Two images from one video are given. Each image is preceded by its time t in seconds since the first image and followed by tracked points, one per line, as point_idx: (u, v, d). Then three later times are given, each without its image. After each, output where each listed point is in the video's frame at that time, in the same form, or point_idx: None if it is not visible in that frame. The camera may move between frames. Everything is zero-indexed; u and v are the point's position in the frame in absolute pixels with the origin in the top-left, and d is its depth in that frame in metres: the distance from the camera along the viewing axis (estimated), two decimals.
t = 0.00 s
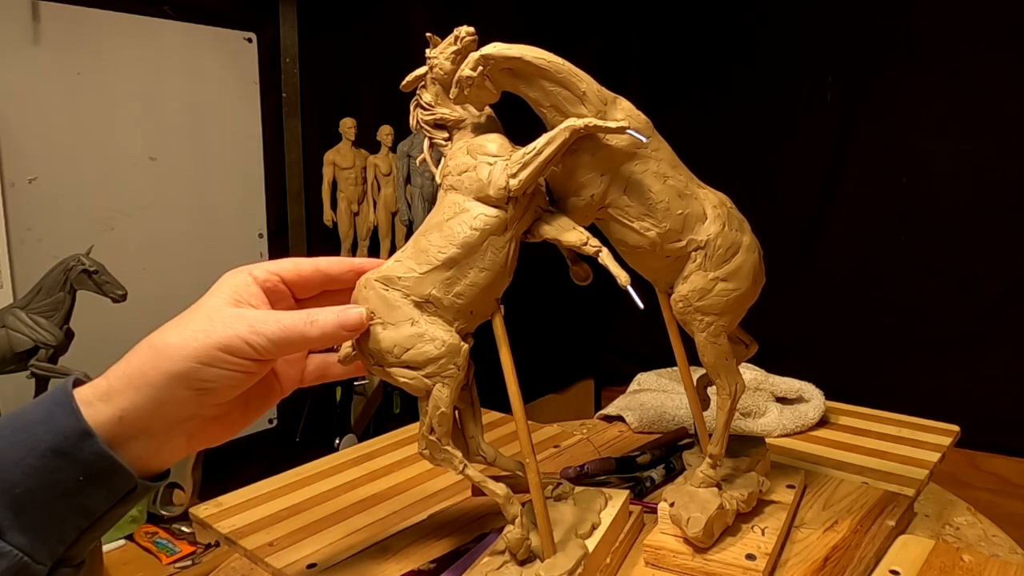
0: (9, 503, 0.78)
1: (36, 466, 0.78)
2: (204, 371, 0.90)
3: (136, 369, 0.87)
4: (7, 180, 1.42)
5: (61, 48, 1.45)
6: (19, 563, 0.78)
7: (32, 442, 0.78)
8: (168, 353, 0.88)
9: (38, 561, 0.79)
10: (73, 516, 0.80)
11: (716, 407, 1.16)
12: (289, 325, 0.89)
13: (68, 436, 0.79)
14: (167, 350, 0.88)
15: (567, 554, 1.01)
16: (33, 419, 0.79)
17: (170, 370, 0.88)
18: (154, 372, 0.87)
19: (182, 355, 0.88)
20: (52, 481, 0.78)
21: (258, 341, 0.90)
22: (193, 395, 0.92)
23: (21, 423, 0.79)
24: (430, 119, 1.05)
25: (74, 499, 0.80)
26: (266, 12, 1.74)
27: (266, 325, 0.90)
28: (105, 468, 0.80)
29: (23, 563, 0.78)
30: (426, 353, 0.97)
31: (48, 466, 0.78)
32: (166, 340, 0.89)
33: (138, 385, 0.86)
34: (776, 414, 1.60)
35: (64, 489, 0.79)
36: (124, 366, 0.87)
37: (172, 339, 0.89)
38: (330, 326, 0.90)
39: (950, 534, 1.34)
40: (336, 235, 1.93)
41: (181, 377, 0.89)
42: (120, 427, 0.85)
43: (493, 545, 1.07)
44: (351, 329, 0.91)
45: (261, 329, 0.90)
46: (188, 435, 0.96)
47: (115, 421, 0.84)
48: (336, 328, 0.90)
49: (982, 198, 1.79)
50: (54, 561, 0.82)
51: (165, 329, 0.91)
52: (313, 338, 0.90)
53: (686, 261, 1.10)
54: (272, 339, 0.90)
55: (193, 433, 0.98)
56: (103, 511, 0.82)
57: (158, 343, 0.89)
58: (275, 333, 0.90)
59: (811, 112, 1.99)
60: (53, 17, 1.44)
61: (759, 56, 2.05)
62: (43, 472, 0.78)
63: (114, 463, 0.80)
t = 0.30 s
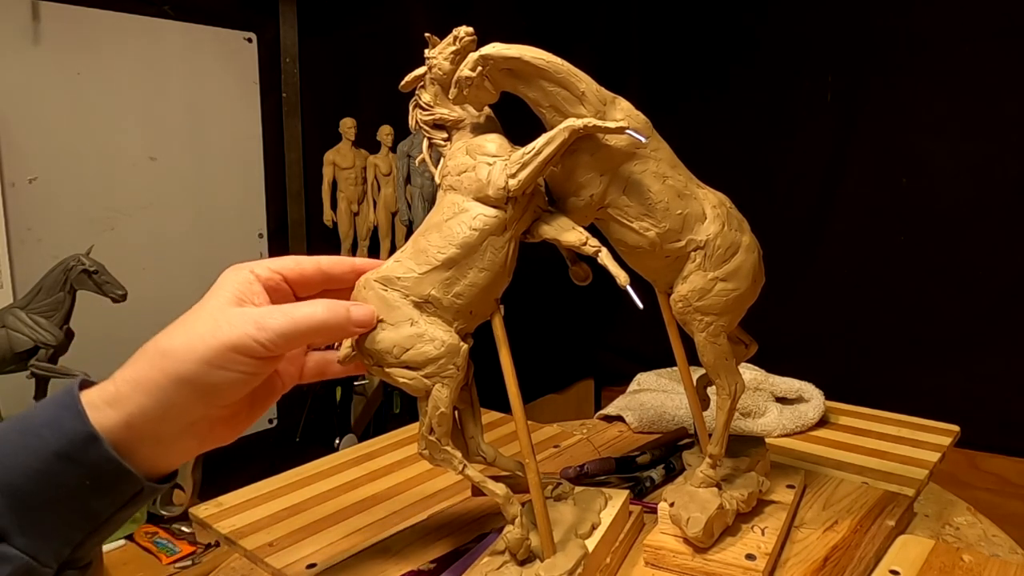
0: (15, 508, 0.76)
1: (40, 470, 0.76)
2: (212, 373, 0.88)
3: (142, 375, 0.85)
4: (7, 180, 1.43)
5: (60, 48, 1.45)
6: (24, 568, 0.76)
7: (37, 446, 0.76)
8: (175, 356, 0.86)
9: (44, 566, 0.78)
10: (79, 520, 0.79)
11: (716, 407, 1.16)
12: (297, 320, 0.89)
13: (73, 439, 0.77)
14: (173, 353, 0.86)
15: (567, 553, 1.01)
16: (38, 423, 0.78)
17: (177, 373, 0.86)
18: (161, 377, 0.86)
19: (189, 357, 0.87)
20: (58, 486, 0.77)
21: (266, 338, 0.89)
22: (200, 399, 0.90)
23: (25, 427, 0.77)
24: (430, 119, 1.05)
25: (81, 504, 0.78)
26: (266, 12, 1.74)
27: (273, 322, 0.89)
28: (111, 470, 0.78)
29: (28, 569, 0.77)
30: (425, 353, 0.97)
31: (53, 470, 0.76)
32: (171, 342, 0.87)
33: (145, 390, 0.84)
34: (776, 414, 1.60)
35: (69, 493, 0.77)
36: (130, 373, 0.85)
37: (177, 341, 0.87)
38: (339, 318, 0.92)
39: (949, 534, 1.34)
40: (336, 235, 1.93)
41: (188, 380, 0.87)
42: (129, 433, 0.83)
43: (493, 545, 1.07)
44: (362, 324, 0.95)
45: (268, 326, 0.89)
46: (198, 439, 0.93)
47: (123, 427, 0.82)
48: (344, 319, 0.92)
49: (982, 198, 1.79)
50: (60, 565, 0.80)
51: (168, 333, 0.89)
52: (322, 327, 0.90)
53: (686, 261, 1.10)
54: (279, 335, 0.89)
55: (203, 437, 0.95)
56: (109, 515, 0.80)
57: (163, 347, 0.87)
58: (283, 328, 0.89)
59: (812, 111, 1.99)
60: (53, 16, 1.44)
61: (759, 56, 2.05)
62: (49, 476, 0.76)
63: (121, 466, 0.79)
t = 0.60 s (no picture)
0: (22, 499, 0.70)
1: (48, 461, 0.71)
2: (208, 361, 0.89)
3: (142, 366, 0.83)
4: (7, 180, 1.42)
5: (61, 48, 1.45)
6: (32, 562, 0.69)
7: (47, 433, 0.71)
8: (171, 346, 0.86)
9: (51, 561, 0.71)
10: (89, 512, 0.73)
11: (716, 407, 1.16)
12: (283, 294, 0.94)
13: (85, 426, 0.72)
14: (169, 344, 0.86)
15: (567, 553, 1.01)
16: (46, 411, 0.72)
17: (176, 363, 0.86)
18: (161, 367, 0.84)
19: (185, 346, 0.87)
20: (67, 475, 0.71)
21: (256, 320, 0.92)
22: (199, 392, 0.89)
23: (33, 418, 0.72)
24: (430, 119, 1.05)
25: (92, 495, 0.72)
26: (266, 12, 1.74)
27: (260, 301, 0.93)
28: (123, 458, 0.73)
29: (34, 563, 0.70)
30: (426, 353, 0.97)
31: (62, 458, 0.71)
32: (164, 336, 0.87)
33: (147, 381, 0.82)
34: (776, 414, 1.60)
35: (80, 483, 0.72)
36: (128, 365, 0.83)
37: (172, 334, 0.87)
38: (320, 284, 0.98)
39: (950, 534, 1.34)
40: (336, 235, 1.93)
41: (190, 371, 0.87)
42: (138, 424, 0.80)
43: (493, 546, 1.07)
44: (345, 283, 1.01)
45: (257, 307, 0.92)
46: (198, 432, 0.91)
47: (128, 418, 0.79)
48: (323, 288, 0.98)
49: (982, 198, 1.79)
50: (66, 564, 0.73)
51: (159, 330, 0.88)
52: (309, 297, 0.97)
53: (687, 261, 1.10)
54: (269, 314, 0.93)
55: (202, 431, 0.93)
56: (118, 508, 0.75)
57: (157, 342, 0.86)
58: (273, 306, 0.93)
59: (811, 112, 1.99)
60: (53, 16, 1.44)
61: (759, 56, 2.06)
62: (59, 465, 0.71)
63: (132, 455, 0.74)
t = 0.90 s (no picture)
0: (24, 502, 0.71)
1: (49, 464, 0.72)
2: (207, 375, 0.84)
3: (139, 372, 0.80)
4: (7, 180, 1.43)
5: (61, 48, 1.45)
6: (33, 564, 0.72)
7: (46, 438, 0.72)
8: (171, 355, 0.82)
9: (54, 560, 0.73)
10: (88, 514, 0.74)
11: (716, 407, 1.16)
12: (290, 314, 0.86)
13: (83, 434, 0.72)
14: (169, 353, 0.82)
15: (567, 553, 1.01)
16: (45, 417, 0.73)
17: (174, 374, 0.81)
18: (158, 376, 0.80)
19: (185, 356, 0.82)
20: (66, 480, 0.72)
21: (260, 338, 0.85)
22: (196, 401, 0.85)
23: (36, 421, 0.73)
24: (430, 119, 1.05)
25: (92, 498, 0.73)
26: (266, 12, 1.74)
27: (267, 319, 0.85)
28: (121, 465, 0.73)
29: (37, 563, 0.72)
30: (426, 353, 0.97)
31: (61, 464, 0.72)
32: (165, 342, 0.83)
33: (146, 388, 0.79)
34: (775, 414, 1.60)
35: (79, 487, 0.73)
36: (126, 371, 0.79)
37: (173, 342, 0.83)
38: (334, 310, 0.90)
39: (949, 534, 1.34)
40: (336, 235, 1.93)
41: (185, 382, 0.82)
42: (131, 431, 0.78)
43: (493, 546, 1.07)
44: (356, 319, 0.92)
45: (263, 325, 0.85)
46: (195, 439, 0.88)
47: (125, 425, 0.77)
48: (338, 312, 0.90)
49: (982, 198, 1.79)
50: (68, 560, 0.75)
51: (161, 334, 0.84)
52: (318, 321, 0.88)
53: (686, 261, 1.10)
54: (275, 335, 0.86)
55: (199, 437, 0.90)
56: (118, 509, 0.75)
57: (157, 348, 0.82)
58: (279, 327, 0.86)
59: (811, 112, 1.99)
60: (53, 16, 1.44)
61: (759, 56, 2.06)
62: (59, 471, 0.72)
63: (130, 461, 0.74)
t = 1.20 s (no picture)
0: (31, 508, 0.78)
1: (57, 470, 0.78)
2: (214, 382, 0.89)
3: (149, 381, 0.85)
4: (7, 180, 1.43)
5: (61, 48, 1.45)
6: (39, 566, 0.78)
7: (52, 447, 0.78)
8: (181, 364, 0.87)
9: (58, 560, 0.80)
10: (92, 517, 0.81)
11: (716, 407, 1.16)
12: (297, 327, 0.88)
13: (88, 443, 0.78)
14: (179, 362, 0.87)
15: (567, 554, 1.01)
16: (49, 428, 0.78)
17: (182, 382, 0.87)
18: (166, 385, 0.86)
19: (194, 366, 0.87)
20: (72, 487, 0.78)
21: (266, 350, 0.89)
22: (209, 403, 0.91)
23: (42, 428, 0.78)
24: (429, 119, 1.05)
25: (97, 502, 0.80)
26: (266, 12, 1.74)
27: (275, 331, 0.89)
28: (125, 471, 0.80)
29: (43, 564, 0.79)
30: (426, 353, 0.97)
31: (68, 472, 0.78)
32: (177, 349, 0.88)
33: (155, 396, 0.85)
34: (774, 413, 1.60)
35: (84, 493, 0.79)
36: (138, 378, 0.86)
37: (183, 350, 0.88)
38: (344, 318, 0.91)
39: (948, 533, 1.34)
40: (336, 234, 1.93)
41: (195, 389, 0.88)
42: (138, 438, 0.84)
43: (493, 546, 1.07)
44: (364, 326, 0.93)
45: (270, 336, 0.88)
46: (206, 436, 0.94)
47: (135, 432, 0.84)
48: (350, 322, 0.91)
49: (982, 197, 1.79)
50: (74, 559, 0.82)
51: (174, 339, 0.89)
52: (325, 335, 0.90)
53: (686, 261, 1.10)
54: (280, 348, 0.89)
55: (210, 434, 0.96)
56: (122, 510, 0.82)
57: (168, 355, 0.88)
58: (285, 340, 0.89)
59: (811, 112, 1.99)
60: (53, 16, 1.44)
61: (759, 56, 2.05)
62: (64, 476, 0.78)
63: (134, 467, 0.80)
